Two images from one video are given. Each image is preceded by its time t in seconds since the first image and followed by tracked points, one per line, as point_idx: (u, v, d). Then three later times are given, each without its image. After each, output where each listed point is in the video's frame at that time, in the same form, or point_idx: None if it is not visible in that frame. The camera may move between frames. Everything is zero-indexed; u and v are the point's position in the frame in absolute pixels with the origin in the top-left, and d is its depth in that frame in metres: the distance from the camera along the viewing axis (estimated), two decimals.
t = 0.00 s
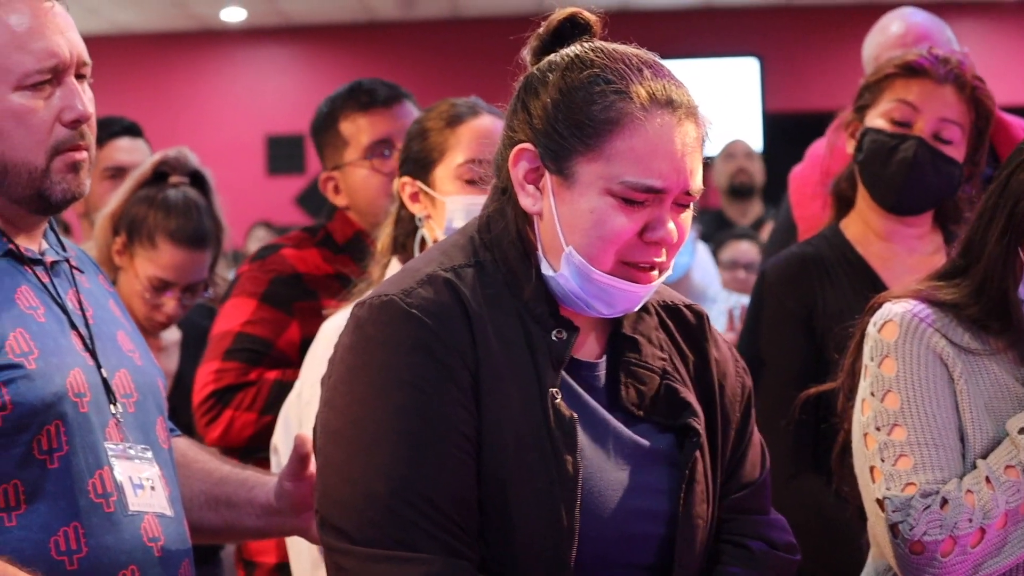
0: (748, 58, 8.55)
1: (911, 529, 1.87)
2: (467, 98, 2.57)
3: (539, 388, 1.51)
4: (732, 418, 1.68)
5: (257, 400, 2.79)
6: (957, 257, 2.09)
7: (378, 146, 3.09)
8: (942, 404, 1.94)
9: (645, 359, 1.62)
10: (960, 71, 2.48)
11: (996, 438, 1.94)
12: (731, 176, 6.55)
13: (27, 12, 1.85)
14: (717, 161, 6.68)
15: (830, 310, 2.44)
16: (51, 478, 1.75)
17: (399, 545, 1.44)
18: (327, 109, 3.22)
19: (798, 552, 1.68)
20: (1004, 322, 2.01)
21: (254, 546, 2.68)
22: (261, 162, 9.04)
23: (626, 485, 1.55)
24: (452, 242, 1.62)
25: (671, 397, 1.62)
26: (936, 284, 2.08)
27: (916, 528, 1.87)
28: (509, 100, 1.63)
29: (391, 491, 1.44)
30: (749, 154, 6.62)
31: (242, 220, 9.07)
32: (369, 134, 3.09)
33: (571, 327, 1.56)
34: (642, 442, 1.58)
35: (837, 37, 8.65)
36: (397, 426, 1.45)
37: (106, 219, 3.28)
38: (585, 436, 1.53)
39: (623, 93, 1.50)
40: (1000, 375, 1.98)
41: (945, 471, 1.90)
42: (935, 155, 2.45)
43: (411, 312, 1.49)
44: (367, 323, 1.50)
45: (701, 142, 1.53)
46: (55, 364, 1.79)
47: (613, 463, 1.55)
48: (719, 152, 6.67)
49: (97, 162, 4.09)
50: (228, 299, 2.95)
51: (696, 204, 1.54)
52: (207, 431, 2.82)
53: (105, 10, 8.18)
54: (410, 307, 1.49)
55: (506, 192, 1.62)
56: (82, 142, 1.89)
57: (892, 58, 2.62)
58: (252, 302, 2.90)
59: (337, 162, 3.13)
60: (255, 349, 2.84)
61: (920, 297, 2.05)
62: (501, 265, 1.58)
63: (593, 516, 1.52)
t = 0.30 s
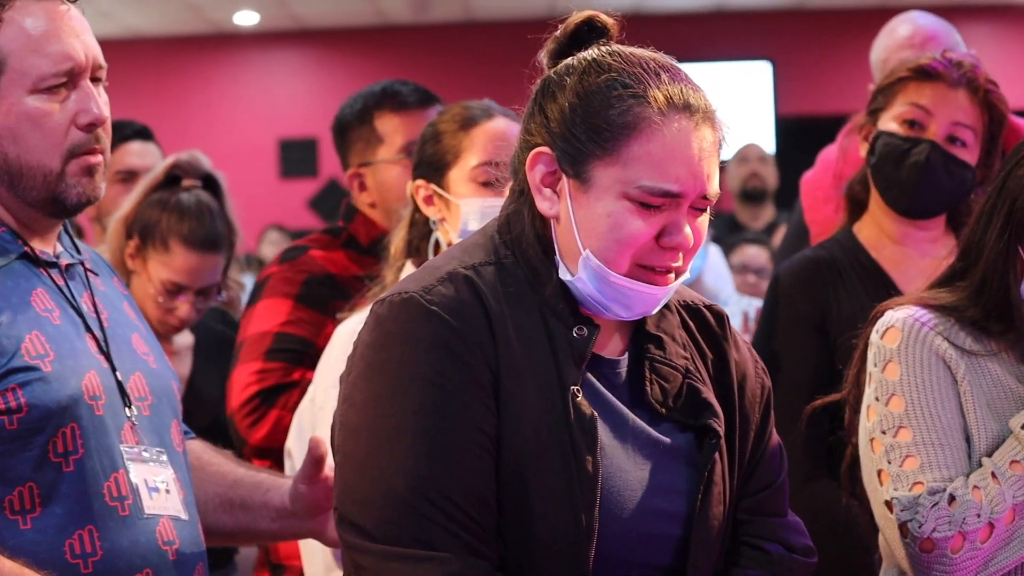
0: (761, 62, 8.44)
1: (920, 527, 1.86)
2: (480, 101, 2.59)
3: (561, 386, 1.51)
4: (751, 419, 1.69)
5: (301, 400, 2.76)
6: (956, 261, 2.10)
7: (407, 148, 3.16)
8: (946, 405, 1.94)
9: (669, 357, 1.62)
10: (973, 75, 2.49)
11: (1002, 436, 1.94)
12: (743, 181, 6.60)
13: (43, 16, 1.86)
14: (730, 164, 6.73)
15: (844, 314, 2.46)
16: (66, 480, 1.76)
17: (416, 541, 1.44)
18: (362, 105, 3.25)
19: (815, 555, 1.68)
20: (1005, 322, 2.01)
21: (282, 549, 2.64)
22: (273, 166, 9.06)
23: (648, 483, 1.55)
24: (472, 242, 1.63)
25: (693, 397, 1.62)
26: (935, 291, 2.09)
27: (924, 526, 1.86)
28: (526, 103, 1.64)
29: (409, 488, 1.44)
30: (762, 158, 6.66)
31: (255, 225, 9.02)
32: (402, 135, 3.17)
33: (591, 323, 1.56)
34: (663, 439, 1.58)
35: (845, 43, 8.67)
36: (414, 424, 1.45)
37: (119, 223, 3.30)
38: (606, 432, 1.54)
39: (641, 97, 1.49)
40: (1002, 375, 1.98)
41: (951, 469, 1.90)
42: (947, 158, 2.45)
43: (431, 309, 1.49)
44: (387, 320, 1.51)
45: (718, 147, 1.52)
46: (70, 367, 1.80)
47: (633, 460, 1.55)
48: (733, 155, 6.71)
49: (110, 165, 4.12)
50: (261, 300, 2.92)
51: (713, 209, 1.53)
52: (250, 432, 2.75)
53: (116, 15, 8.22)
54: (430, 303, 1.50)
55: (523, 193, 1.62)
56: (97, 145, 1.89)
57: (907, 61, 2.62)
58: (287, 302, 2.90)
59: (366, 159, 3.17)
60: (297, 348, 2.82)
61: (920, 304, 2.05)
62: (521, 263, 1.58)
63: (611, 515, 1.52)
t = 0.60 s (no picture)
0: (771, 66, 8.64)
1: (927, 529, 1.87)
2: (492, 103, 2.60)
3: (574, 387, 1.52)
4: (765, 422, 1.69)
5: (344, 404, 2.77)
6: (973, 262, 2.11)
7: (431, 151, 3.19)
8: (957, 407, 1.94)
9: (682, 360, 1.63)
10: (983, 78, 2.49)
11: (1012, 440, 1.94)
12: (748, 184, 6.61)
13: (54, 19, 1.86)
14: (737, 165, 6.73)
15: (854, 317, 2.47)
16: (79, 483, 1.76)
17: (430, 542, 1.44)
18: (379, 107, 3.26)
19: (827, 559, 1.68)
20: (1018, 326, 2.01)
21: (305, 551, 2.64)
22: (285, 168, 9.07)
23: (664, 485, 1.55)
24: (487, 243, 1.63)
25: (705, 400, 1.62)
26: (951, 290, 2.10)
27: (932, 528, 1.86)
28: (541, 103, 1.64)
29: (423, 488, 1.44)
30: (767, 160, 6.66)
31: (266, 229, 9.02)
32: (424, 137, 3.21)
33: (604, 324, 1.56)
34: (677, 441, 1.58)
35: (857, 47, 8.64)
36: (427, 424, 1.46)
37: (130, 226, 3.32)
38: (620, 432, 1.54)
39: (657, 103, 1.49)
40: (1014, 379, 1.98)
41: (960, 472, 1.90)
42: (956, 161, 2.46)
43: (444, 309, 1.50)
44: (401, 321, 1.51)
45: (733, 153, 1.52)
46: (83, 370, 1.80)
47: (649, 462, 1.55)
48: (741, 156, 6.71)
49: (120, 167, 4.11)
50: (292, 306, 2.91)
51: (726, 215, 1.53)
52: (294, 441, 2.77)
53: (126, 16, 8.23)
54: (445, 304, 1.50)
55: (537, 194, 1.62)
56: (109, 148, 1.90)
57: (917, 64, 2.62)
58: (320, 308, 2.90)
59: (385, 160, 3.20)
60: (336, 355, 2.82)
61: (935, 304, 2.06)
62: (534, 264, 1.59)
63: (625, 519, 1.52)
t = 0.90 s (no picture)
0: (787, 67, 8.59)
1: (941, 538, 1.87)
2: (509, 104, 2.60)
3: (591, 390, 1.51)
4: (781, 425, 1.69)
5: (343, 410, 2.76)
6: (991, 264, 2.11)
7: (437, 152, 3.18)
8: (974, 414, 1.94)
9: (698, 363, 1.62)
10: (997, 80, 2.49)
11: None
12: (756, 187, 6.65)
13: (66, 21, 1.86)
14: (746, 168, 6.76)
15: (868, 317, 2.48)
16: (92, 486, 1.76)
17: (449, 542, 1.44)
18: (383, 110, 3.25)
19: (844, 562, 1.69)
20: None
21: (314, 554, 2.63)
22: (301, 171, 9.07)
23: (678, 488, 1.55)
24: (503, 245, 1.63)
25: (722, 403, 1.62)
26: (968, 292, 2.10)
27: (945, 537, 1.87)
28: (558, 105, 1.64)
29: (441, 487, 1.44)
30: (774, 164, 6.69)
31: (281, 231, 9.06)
32: (430, 140, 3.19)
33: (621, 326, 1.56)
34: (693, 443, 1.58)
35: (868, 50, 8.66)
36: (445, 423, 1.45)
37: (145, 229, 3.35)
38: (637, 435, 1.54)
39: (672, 103, 1.49)
40: None
41: (975, 480, 1.90)
42: (970, 163, 2.46)
43: (462, 309, 1.50)
44: (419, 321, 1.51)
45: (749, 153, 1.51)
46: (96, 372, 1.80)
47: (665, 465, 1.55)
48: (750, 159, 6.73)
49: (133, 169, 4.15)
50: (289, 311, 2.92)
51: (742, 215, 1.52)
52: (291, 447, 2.75)
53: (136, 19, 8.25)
54: (461, 304, 1.50)
55: (553, 196, 1.62)
56: (122, 149, 1.89)
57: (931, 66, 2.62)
58: (319, 314, 2.90)
59: (390, 162, 3.18)
60: (333, 360, 2.81)
61: (953, 307, 2.06)
62: (552, 266, 1.59)
63: (643, 522, 1.52)
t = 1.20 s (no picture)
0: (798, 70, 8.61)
1: (947, 536, 1.86)
2: (519, 105, 2.60)
3: (602, 391, 1.50)
4: (794, 427, 1.68)
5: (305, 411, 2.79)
6: (992, 270, 2.10)
7: (434, 152, 3.15)
8: (977, 414, 1.93)
9: (710, 365, 1.62)
10: (1010, 82, 2.47)
11: None
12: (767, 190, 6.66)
13: (76, 22, 1.85)
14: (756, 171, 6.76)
15: (881, 320, 2.49)
16: (100, 487, 1.75)
17: (461, 542, 1.43)
18: (385, 111, 3.24)
19: (858, 565, 1.68)
20: None
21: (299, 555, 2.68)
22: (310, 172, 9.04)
23: (692, 491, 1.54)
24: (516, 245, 1.62)
25: (734, 405, 1.61)
26: (970, 299, 2.09)
27: (951, 535, 1.86)
28: (570, 105, 1.63)
29: (453, 488, 1.43)
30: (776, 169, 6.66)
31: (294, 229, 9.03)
32: (427, 139, 3.16)
33: (633, 327, 1.55)
34: (706, 444, 1.57)
35: (879, 54, 8.67)
36: (456, 423, 1.45)
37: (158, 229, 3.35)
38: (648, 438, 1.53)
39: (684, 104, 1.48)
40: None
41: (980, 479, 1.88)
42: (983, 165, 2.45)
43: (474, 309, 1.49)
44: (430, 321, 1.50)
45: (762, 155, 1.50)
46: (105, 374, 1.79)
47: (678, 467, 1.54)
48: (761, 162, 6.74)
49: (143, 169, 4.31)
50: (271, 310, 2.96)
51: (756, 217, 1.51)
52: (255, 444, 2.84)
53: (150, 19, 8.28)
54: (473, 304, 1.49)
55: (566, 197, 1.62)
56: (131, 150, 1.88)
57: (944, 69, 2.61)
58: (296, 313, 2.91)
59: (388, 162, 3.17)
60: (303, 360, 2.84)
61: (954, 313, 2.04)
62: (564, 267, 1.58)
63: (654, 524, 1.50)
